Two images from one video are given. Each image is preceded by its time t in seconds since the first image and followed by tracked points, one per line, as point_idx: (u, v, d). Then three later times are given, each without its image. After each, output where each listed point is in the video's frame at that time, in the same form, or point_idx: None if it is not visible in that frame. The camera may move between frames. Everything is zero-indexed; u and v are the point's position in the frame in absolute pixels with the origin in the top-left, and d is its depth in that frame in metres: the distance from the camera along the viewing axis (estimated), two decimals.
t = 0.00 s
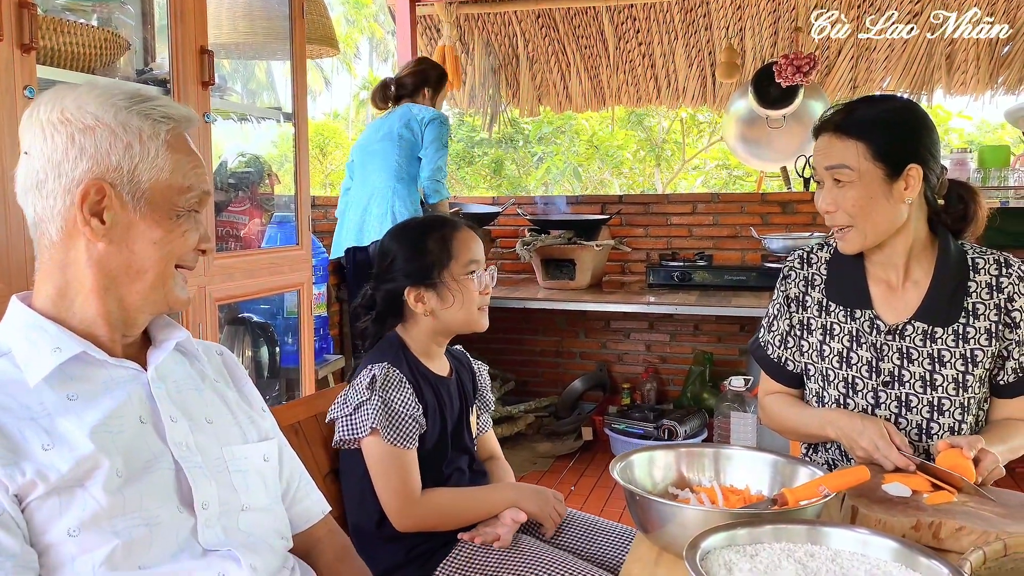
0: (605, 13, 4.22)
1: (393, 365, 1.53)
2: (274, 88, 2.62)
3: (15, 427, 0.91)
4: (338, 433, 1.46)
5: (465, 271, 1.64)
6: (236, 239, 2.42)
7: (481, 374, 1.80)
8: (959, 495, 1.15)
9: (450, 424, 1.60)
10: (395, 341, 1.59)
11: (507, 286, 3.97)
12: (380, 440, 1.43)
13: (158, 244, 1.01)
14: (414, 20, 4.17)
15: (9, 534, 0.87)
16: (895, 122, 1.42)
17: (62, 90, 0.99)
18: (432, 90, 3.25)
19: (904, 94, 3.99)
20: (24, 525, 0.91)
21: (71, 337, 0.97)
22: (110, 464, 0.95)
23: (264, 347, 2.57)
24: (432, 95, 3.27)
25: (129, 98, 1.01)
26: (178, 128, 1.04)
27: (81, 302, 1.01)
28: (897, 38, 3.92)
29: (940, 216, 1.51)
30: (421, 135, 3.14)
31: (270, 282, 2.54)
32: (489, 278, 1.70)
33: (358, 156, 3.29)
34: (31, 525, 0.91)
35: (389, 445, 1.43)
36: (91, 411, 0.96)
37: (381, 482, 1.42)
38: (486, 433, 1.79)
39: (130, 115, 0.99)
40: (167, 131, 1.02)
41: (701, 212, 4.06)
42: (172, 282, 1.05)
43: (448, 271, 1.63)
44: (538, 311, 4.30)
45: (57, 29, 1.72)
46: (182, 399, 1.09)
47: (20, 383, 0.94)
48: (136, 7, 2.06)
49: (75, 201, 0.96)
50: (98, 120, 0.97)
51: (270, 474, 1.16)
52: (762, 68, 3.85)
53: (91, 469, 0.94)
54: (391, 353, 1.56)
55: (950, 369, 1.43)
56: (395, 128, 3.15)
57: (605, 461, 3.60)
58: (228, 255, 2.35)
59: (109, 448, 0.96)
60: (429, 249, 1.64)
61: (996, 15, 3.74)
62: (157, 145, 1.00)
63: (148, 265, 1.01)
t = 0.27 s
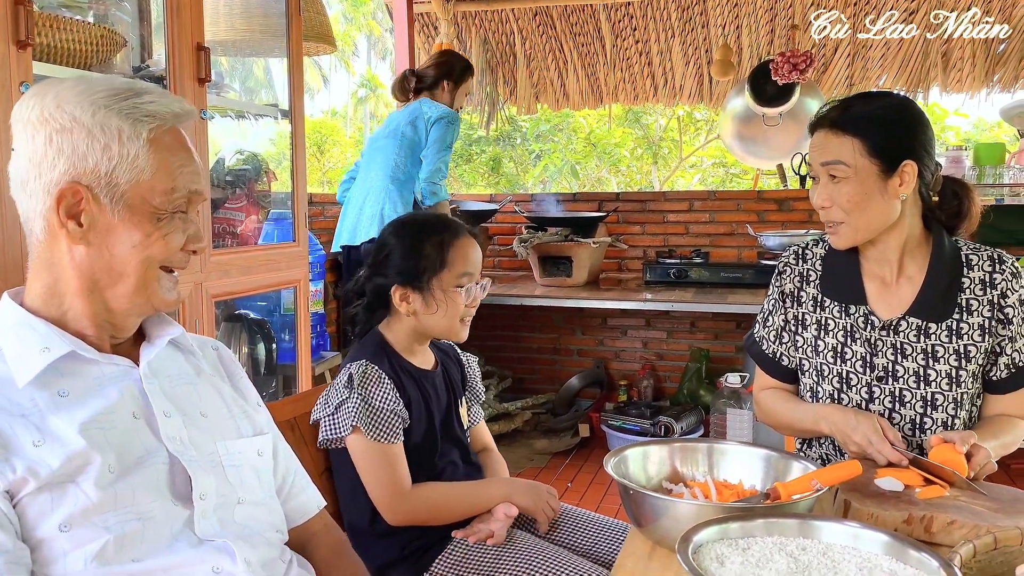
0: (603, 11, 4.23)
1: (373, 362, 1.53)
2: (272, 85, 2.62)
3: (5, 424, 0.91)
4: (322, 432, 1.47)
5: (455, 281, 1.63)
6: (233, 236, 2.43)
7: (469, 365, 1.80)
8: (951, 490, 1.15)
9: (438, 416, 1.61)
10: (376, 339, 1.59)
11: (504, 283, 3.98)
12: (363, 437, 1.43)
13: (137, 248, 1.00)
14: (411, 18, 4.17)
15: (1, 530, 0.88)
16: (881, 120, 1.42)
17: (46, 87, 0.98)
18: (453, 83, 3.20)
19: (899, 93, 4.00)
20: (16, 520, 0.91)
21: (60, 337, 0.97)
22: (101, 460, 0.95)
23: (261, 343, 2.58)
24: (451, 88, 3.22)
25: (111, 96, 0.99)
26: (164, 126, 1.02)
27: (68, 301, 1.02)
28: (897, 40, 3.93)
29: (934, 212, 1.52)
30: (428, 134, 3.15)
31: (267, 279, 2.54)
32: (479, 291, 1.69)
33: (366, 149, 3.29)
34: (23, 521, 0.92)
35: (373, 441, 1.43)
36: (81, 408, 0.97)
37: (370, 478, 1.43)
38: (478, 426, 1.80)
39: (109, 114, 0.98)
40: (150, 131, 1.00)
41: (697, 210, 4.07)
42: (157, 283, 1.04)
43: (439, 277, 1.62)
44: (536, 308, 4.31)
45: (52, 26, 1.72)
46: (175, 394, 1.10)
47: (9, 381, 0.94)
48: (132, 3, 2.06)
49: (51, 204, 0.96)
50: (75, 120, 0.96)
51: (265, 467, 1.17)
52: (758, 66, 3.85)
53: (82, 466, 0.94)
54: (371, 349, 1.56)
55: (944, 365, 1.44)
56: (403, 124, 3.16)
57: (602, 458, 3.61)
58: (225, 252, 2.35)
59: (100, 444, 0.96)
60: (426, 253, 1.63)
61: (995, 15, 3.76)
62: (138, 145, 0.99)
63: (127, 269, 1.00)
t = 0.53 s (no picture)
0: (600, 10, 4.23)
1: (369, 365, 1.49)
2: (269, 85, 2.62)
3: None
4: (313, 432, 1.47)
5: (464, 346, 1.50)
6: (229, 236, 2.42)
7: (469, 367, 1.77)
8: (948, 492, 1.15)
9: (430, 421, 1.58)
10: (375, 340, 1.54)
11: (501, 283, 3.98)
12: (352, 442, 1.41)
13: (133, 248, 0.99)
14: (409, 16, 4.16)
15: None
16: (873, 120, 1.42)
17: (37, 87, 0.98)
18: (489, 92, 3.16)
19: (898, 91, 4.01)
20: (10, 523, 0.91)
21: (54, 338, 0.96)
22: (96, 462, 0.95)
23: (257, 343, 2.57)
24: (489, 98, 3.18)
25: (102, 95, 0.99)
26: (157, 125, 1.02)
27: (64, 302, 1.01)
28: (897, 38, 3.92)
29: (932, 213, 1.52)
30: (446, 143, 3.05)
31: (263, 278, 2.54)
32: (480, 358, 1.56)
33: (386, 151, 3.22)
34: (17, 523, 0.92)
35: (362, 446, 1.41)
36: (75, 411, 0.96)
37: (361, 480, 1.42)
38: (475, 427, 1.80)
39: (102, 113, 0.97)
40: (143, 130, 1.00)
41: (695, 209, 4.07)
42: (152, 283, 1.03)
43: (452, 332, 1.48)
44: (533, 308, 4.30)
45: (47, 25, 1.71)
46: (169, 395, 1.09)
47: (2, 382, 0.93)
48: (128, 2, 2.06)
49: (46, 205, 0.95)
50: (68, 120, 0.96)
51: (260, 469, 1.17)
52: (756, 65, 3.86)
53: (76, 468, 0.94)
54: (367, 350, 1.52)
55: (941, 366, 1.44)
56: (419, 132, 3.09)
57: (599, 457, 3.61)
58: (221, 252, 2.35)
59: (95, 446, 0.96)
60: (454, 307, 1.47)
61: (994, 15, 3.75)
62: (131, 144, 0.98)
63: (122, 269, 1.00)
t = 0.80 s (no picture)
0: (599, 8, 4.22)
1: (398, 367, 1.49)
2: (268, 83, 2.61)
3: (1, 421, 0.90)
4: (334, 426, 1.45)
5: (498, 350, 1.47)
6: (228, 233, 2.42)
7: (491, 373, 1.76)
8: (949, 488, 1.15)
9: (449, 425, 1.58)
10: (407, 340, 1.53)
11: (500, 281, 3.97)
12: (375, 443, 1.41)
13: (144, 241, 1.00)
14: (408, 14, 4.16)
15: None
16: (874, 115, 1.42)
17: (52, 81, 0.98)
18: (534, 109, 3.19)
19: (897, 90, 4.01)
20: (12, 518, 0.91)
21: (57, 332, 0.96)
22: (98, 457, 0.95)
23: (257, 341, 2.56)
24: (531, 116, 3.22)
25: (117, 91, 0.99)
26: (169, 122, 1.02)
27: (68, 295, 1.01)
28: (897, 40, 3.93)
29: (934, 210, 1.52)
30: (485, 154, 3.02)
31: (262, 275, 2.53)
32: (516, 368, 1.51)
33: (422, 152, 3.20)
34: (19, 517, 0.92)
35: (383, 448, 1.41)
36: (78, 405, 0.96)
37: (374, 481, 1.41)
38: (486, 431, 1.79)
39: (119, 108, 0.98)
40: (157, 126, 1.00)
41: (694, 207, 4.07)
42: (158, 277, 1.04)
43: (488, 335, 1.45)
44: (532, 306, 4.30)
45: (46, 22, 1.70)
46: (169, 391, 1.09)
47: (5, 376, 0.93)
48: None
49: (62, 195, 0.95)
50: (86, 111, 0.96)
51: (261, 466, 1.16)
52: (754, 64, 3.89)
53: (78, 462, 0.94)
54: (397, 350, 1.51)
55: (942, 362, 1.44)
56: (457, 139, 3.08)
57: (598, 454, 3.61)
58: (220, 249, 2.34)
59: (96, 440, 0.95)
60: (492, 313, 1.45)
61: (994, 15, 3.75)
62: (146, 140, 0.98)
63: (133, 261, 1.00)
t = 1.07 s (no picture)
0: (599, 6, 4.22)
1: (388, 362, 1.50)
2: (267, 81, 2.61)
3: (2, 417, 0.90)
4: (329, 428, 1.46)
5: (484, 308, 1.53)
6: (227, 231, 2.42)
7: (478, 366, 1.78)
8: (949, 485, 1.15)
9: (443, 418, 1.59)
10: (393, 336, 1.55)
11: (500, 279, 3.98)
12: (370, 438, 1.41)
13: (144, 236, 0.99)
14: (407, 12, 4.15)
15: None
16: (876, 111, 1.41)
17: (52, 77, 0.98)
18: (558, 120, 3.22)
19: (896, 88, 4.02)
20: (13, 514, 0.90)
21: (58, 329, 0.96)
22: (99, 453, 0.94)
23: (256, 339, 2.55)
24: (554, 127, 3.25)
25: (116, 86, 0.99)
26: (168, 117, 1.02)
27: (68, 292, 1.01)
28: (897, 40, 3.93)
29: (935, 206, 1.52)
30: (512, 157, 3.02)
31: (261, 273, 2.53)
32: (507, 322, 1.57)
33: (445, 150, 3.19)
34: (20, 513, 0.91)
35: (379, 442, 1.41)
36: (80, 401, 0.96)
37: (372, 477, 1.41)
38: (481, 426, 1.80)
39: (117, 103, 0.98)
40: (156, 121, 1.00)
41: (693, 205, 4.07)
42: (160, 272, 1.03)
43: (470, 296, 1.52)
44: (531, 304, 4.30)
45: (45, 19, 1.70)
46: (170, 388, 1.09)
47: (6, 372, 0.93)
48: None
49: (61, 191, 0.95)
50: (84, 107, 0.96)
51: (260, 464, 1.16)
52: (753, 62, 3.86)
53: (79, 458, 0.93)
54: (385, 347, 1.53)
55: (942, 358, 1.44)
56: (485, 138, 3.08)
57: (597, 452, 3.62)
58: (219, 247, 2.34)
59: (97, 437, 0.95)
60: (465, 270, 1.52)
61: (995, 15, 3.75)
62: (145, 134, 0.98)
63: (134, 257, 1.00)
